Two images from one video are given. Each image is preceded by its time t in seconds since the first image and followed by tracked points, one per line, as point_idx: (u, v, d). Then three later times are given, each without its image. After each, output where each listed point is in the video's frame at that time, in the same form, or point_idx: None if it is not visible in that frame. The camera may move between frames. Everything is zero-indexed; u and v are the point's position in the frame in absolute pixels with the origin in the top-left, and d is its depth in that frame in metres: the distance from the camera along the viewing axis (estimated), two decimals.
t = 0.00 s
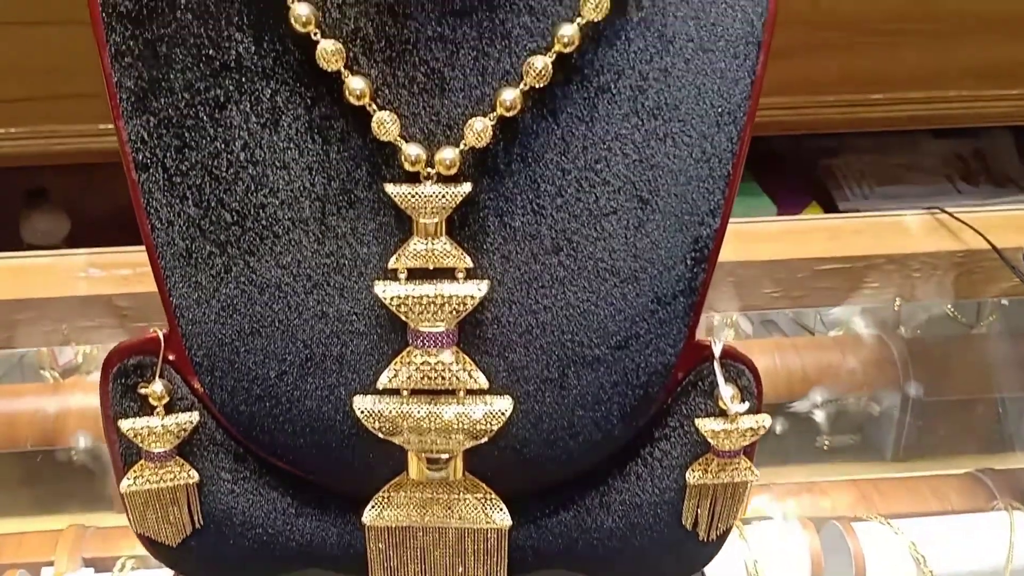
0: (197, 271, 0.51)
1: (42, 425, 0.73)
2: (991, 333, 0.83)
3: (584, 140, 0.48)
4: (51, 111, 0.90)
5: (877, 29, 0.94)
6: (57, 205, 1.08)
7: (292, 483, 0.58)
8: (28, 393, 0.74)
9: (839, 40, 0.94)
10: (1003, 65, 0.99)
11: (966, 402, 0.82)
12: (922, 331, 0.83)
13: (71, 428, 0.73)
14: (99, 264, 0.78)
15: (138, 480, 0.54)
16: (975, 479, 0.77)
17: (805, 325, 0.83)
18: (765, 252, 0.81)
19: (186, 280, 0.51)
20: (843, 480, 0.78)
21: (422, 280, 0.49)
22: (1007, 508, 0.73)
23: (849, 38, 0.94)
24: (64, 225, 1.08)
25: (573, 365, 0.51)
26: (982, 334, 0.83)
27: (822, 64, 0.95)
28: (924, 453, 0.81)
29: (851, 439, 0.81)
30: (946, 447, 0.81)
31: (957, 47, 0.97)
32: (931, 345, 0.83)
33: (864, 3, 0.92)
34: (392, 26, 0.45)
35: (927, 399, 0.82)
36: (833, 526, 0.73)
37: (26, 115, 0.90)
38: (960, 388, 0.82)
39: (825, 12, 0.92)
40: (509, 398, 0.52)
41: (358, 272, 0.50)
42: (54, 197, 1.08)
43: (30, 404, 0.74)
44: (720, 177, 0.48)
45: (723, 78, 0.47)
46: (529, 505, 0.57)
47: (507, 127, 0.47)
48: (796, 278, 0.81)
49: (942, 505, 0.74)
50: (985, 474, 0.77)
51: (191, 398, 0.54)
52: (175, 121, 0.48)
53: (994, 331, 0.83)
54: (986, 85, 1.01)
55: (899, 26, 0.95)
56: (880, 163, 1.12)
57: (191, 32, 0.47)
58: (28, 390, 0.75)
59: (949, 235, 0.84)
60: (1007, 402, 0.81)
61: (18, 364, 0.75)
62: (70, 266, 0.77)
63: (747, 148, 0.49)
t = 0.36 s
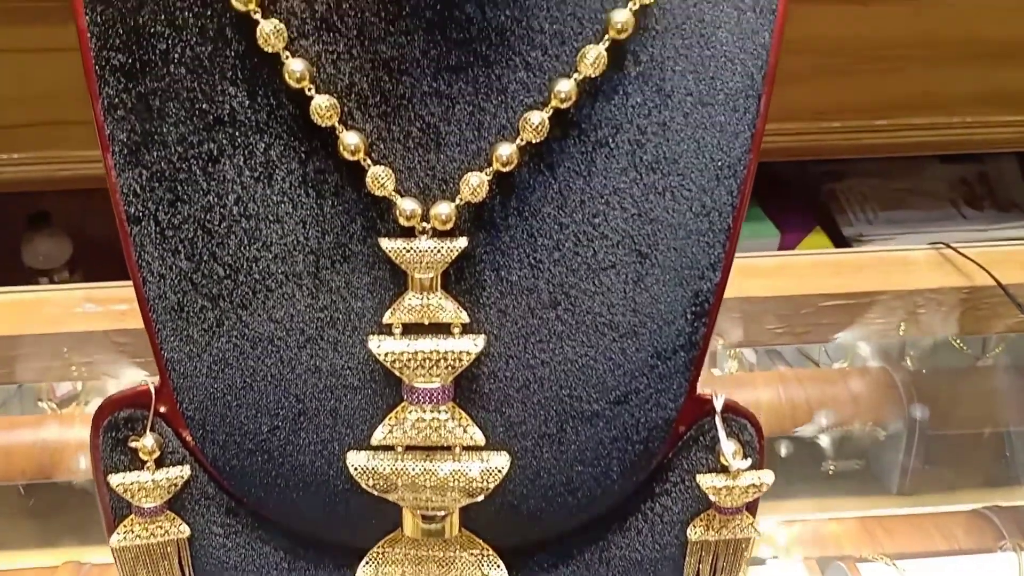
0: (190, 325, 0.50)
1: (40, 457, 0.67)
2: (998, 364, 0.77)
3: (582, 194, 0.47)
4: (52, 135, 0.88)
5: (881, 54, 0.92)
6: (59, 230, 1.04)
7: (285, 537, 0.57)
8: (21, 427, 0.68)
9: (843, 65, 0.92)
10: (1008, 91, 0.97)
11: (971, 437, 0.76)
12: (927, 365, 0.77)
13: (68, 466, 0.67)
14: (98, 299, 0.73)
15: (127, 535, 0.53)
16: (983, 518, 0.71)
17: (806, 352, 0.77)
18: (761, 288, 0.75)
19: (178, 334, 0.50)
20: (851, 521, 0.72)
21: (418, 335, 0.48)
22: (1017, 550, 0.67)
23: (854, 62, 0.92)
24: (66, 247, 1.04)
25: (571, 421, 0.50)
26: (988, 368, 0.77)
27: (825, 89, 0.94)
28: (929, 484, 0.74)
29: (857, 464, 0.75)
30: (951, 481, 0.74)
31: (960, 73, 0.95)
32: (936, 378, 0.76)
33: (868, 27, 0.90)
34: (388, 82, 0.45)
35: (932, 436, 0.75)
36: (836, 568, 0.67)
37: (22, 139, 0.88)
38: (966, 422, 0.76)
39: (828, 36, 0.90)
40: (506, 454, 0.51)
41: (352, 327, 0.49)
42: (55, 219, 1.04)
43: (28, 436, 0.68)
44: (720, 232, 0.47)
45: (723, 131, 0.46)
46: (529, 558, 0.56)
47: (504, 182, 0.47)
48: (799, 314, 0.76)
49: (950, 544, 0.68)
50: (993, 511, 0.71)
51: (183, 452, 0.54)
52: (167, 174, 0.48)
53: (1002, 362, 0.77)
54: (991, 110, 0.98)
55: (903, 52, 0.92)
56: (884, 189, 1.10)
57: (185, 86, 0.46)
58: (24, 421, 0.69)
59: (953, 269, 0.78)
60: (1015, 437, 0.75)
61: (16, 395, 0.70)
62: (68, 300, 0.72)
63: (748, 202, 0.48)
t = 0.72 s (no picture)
0: (182, 370, 0.49)
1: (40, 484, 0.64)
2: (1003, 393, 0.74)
3: (580, 238, 0.46)
4: (58, 158, 0.85)
5: (885, 75, 0.89)
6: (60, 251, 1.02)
7: None
8: (16, 453, 0.65)
9: (845, 87, 0.90)
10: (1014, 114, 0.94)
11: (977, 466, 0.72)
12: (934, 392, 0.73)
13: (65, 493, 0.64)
14: (96, 327, 0.70)
15: None
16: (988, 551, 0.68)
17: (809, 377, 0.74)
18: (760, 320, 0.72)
19: (171, 378, 0.49)
20: (853, 552, 0.68)
21: (414, 382, 0.47)
22: None
23: (856, 84, 0.90)
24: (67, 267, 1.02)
25: (571, 468, 0.49)
26: (993, 396, 0.74)
27: (826, 111, 0.91)
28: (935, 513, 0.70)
29: (860, 486, 0.71)
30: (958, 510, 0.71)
31: (967, 97, 0.92)
32: (942, 406, 0.73)
33: (871, 49, 0.87)
34: (383, 126, 0.44)
35: (935, 465, 0.72)
36: None
37: (26, 161, 0.85)
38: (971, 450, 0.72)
39: (830, 58, 0.87)
40: (503, 502, 0.50)
41: (347, 372, 0.49)
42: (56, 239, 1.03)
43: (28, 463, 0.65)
44: (721, 277, 0.47)
45: (723, 176, 0.46)
46: None
47: (501, 228, 0.46)
48: (803, 343, 0.72)
49: None
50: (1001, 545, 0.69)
51: (175, 496, 0.52)
52: (161, 218, 0.47)
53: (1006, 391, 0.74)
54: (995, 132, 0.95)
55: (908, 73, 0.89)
56: (886, 211, 1.09)
57: (179, 131, 0.46)
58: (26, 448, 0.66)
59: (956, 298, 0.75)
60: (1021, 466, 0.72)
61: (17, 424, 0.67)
62: (65, 329, 0.70)
63: (748, 246, 0.47)
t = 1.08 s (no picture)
0: (175, 413, 0.48)
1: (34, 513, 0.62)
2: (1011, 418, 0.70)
3: (581, 281, 0.45)
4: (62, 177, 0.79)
5: (886, 95, 0.84)
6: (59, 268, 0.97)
7: None
8: (12, 478, 0.63)
9: (844, 108, 0.85)
10: None
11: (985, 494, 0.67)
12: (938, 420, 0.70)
13: (60, 520, 0.62)
14: (94, 355, 0.68)
15: None
16: None
17: (814, 404, 0.70)
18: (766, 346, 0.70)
19: (163, 422, 0.48)
20: None
21: (411, 427, 0.47)
22: None
23: (856, 105, 0.85)
24: (68, 284, 0.96)
25: (571, 513, 0.48)
26: (1000, 422, 0.70)
27: (825, 133, 0.86)
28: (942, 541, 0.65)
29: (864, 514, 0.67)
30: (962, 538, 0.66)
31: (975, 113, 0.86)
32: (946, 433, 0.69)
33: (870, 69, 0.82)
34: (380, 168, 0.44)
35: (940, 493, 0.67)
36: None
37: (30, 178, 0.78)
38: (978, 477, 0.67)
39: (828, 78, 0.83)
40: (501, 549, 0.49)
41: (343, 416, 0.48)
42: (56, 256, 0.97)
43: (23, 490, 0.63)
44: (724, 320, 0.46)
45: (726, 218, 0.45)
46: None
47: (500, 271, 0.45)
48: (807, 372, 0.69)
49: None
50: None
51: (168, 539, 0.51)
52: (154, 259, 0.46)
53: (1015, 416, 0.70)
54: (1004, 151, 0.90)
55: (910, 92, 0.84)
56: (889, 230, 1.07)
57: (173, 172, 0.45)
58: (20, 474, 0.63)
59: (962, 327, 0.72)
60: None
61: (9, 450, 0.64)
62: (62, 356, 0.68)
63: (751, 289, 0.46)
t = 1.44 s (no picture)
0: (167, 472, 0.47)
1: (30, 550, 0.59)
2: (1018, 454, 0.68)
3: (583, 339, 0.44)
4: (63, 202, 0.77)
5: (886, 122, 0.83)
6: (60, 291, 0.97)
7: None
8: (7, 511, 0.60)
9: (843, 135, 0.84)
10: None
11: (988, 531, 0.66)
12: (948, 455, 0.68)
13: (58, 557, 0.59)
14: (90, 390, 0.66)
15: None
16: None
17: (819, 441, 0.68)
18: (764, 385, 0.68)
19: (155, 480, 0.47)
20: None
21: (409, 487, 0.45)
22: None
23: (855, 132, 0.84)
24: (69, 308, 0.97)
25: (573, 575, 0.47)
26: (1006, 456, 0.68)
27: (824, 159, 0.85)
28: None
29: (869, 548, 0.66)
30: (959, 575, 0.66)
31: (978, 143, 0.85)
32: (954, 468, 0.67)
33: (869, 95, 0.82)
34: (378, 224, 0.43)
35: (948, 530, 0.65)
36: None
37: (33, 204, 0.77)
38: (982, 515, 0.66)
39: (826, 105, 0.82)
40: None
41: (339, 475, 0.46)
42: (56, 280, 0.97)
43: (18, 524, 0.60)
44: (729, 378, 0.45)
45: (731, 274, 0.44)
46: None
47: (500, 329, 0.44)
48: (812, 412, 0.67)
49: None
50: None
51: None
52: (147, 314, 0.45)
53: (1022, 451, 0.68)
54: (1005, 179, 0.88)
55: (909, 119, 0.83)
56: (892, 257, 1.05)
57: (166, 226, 0.44)
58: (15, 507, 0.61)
59: (969, 364, 0.70)
60: None
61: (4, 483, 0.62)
62: (55, 393, 0.66)
63: (758, 346, 0.45)
